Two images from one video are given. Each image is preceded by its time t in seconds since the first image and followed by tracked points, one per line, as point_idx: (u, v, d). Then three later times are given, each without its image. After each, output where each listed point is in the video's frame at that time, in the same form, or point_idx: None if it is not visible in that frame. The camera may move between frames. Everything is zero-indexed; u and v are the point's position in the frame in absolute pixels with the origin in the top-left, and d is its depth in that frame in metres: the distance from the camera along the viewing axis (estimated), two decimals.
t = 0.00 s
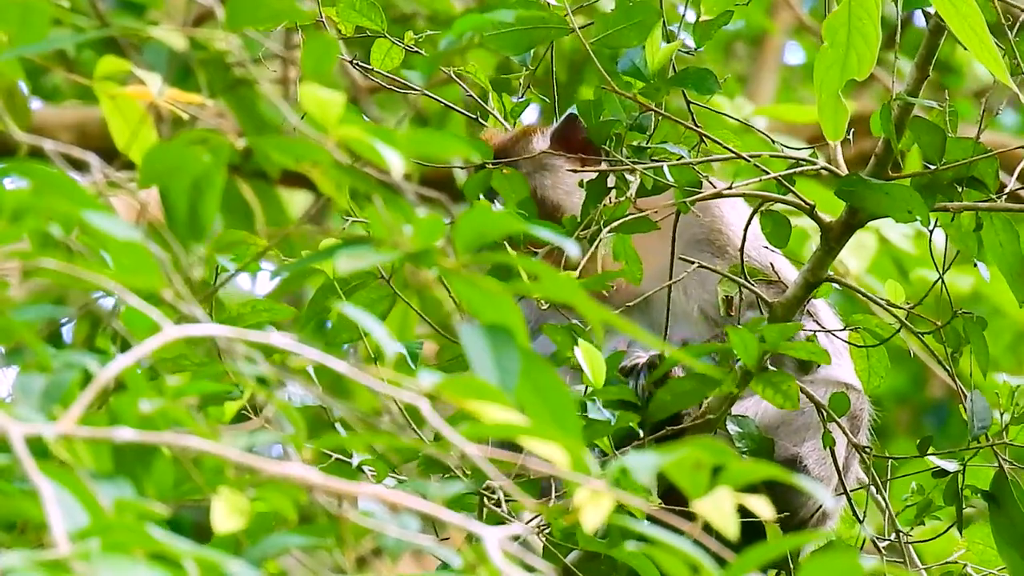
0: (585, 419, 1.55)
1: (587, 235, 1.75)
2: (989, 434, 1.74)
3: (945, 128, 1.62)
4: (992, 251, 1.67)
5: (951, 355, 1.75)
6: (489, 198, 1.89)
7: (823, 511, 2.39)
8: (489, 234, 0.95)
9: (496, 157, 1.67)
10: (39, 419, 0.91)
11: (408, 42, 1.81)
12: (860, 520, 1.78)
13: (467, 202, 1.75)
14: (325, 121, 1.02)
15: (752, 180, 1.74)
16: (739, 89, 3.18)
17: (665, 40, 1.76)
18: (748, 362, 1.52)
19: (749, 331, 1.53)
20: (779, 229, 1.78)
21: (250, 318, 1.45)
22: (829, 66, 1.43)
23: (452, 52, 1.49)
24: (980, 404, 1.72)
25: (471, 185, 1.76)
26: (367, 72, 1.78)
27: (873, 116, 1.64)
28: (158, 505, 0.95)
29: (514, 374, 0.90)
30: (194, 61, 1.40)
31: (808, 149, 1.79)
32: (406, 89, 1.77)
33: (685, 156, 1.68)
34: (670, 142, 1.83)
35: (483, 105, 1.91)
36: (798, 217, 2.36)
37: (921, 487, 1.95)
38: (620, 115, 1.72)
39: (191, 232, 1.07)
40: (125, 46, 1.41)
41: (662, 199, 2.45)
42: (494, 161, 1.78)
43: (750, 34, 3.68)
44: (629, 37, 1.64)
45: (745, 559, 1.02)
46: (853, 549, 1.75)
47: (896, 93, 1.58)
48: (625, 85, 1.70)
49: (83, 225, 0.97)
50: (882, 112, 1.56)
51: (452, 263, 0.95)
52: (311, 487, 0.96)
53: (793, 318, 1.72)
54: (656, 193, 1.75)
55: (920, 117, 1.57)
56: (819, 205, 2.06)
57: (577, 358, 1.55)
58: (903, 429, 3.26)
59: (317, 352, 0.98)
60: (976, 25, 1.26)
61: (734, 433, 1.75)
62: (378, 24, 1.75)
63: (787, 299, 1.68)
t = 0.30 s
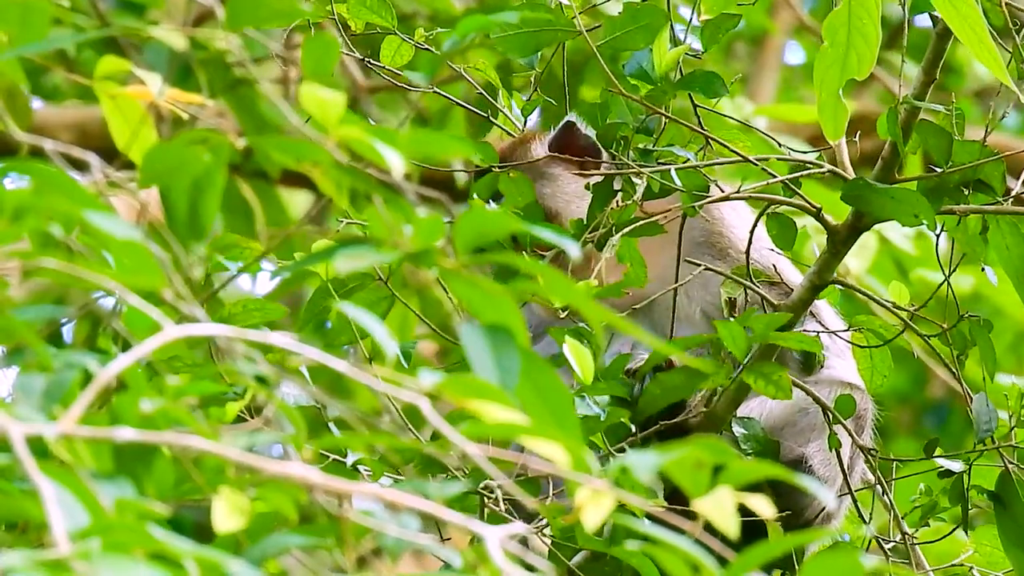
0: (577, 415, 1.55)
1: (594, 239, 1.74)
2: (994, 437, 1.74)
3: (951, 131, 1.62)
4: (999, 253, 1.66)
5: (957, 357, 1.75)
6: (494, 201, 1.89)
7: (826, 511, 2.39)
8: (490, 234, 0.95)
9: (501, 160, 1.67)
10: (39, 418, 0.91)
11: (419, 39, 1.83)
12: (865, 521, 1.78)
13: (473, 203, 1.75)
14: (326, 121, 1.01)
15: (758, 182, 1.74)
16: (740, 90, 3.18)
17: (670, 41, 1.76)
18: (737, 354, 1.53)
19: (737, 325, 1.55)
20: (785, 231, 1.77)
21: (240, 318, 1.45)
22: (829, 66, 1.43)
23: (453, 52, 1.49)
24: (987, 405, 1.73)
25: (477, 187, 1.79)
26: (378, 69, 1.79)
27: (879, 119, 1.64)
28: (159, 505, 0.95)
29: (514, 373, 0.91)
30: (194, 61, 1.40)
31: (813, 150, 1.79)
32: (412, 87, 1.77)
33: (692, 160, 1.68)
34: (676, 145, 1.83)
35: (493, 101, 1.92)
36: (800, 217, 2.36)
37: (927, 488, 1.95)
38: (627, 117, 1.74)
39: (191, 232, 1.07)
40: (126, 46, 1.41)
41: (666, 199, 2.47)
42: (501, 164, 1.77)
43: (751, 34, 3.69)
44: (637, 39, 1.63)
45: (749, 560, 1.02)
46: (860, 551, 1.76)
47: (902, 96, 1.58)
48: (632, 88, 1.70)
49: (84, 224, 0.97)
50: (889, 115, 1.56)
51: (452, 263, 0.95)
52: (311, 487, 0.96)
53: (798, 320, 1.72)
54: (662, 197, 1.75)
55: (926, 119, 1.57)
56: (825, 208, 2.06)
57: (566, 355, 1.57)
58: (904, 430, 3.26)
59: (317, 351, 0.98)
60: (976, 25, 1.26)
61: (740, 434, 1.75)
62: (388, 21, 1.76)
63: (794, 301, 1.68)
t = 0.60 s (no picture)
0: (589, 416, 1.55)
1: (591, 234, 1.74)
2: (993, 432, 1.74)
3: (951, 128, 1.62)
4: (998, 249, 1.66)
5: (955, 353, 1.75)
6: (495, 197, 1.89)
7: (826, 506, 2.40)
8: (490, 233, 0.95)
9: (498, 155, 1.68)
10: (40, 418, 0.91)
11: (411, 49, 1.83)
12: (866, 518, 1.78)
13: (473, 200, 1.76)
14: (326, 120, 1.01)
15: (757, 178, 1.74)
16: (740, 89, 3.18)
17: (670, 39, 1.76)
18: (751, 359, 1.52)
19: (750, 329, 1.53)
20: (784, 228, 1.78)
21: (253, 316, 1.47)
22: (829, 66, 1.43)
23: (453, 51, 1.49)
24: (984, 399, 1.73)
25: (476, 183, 1.77)
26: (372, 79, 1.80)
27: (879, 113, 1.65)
28: (160, 504, 0.95)
29: (515, 373, 0.91)
30: (194, 61, 1.40)
31: (811, 146, 1.79)
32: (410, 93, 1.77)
33: (689, 155, 1.68)
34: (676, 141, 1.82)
35: (488, 110, 1.92)
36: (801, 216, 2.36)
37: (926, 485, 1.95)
38: (624, 114, 1.72)
39: (191, 231, 1.06)
40: (126, 46, 1.41)
41: (666, 197, 2.48)
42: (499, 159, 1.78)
43: (751, 34, 3.69)
44: (633, 35, 1.63)
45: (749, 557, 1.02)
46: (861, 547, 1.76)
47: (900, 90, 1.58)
48: (631, 83, 1.71)
49: (84, 224, 0.97)
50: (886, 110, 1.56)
51: (453, 263, 0.95)
52: (311, 486, 0.96)
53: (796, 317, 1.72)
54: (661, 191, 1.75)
55: (924, 115, 1.57)
56: (823, 205, 2.07)
57: (580, 355, 1.58)
58: (904, 429, 3.26)
59: (318, 351, 0.97)
60: (977, 24, 1.27)
61: (739, 429, 1.75)
62: (382, 32, 1.76)
63: (792, 297, 1.69)
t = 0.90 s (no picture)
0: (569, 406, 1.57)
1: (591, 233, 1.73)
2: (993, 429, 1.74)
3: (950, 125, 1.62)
4: (999, 248, 1.66)
5: (955, 350, 1.75)
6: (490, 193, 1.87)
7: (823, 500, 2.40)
8: (491, 233, 0.95)
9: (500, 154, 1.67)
10: (40, 418, 0.91)
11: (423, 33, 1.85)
12: (864, 515, 1.78)
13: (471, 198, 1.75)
14: (326, 120, 1.01)
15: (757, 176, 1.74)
16: (741, 90, 3.18)
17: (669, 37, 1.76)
18: (727, 345, 1.53)
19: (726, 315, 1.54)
20: (783, 226, 1.78)
21: (232, 313, 1.46)
22: (829, 66, 1.43)
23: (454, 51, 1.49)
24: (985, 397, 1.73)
25: (475, 180, 1.77)
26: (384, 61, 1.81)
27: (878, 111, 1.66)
28: (160, 503, 0.95)
29: (515, 373, 0.91)
30: (194, 61, 1.40)
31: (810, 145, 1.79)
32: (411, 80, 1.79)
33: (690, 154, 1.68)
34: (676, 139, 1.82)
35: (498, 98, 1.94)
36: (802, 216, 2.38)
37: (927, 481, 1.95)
38: (624, 111, 1.70)
39: (191, 231, 1.06)
40: (126, 46, 1.41)
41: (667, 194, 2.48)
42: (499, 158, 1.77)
43: (751, 34, 3.69)
44: (632, 33, 1.65)
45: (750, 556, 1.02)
46: (858, 544, 1.77)
47: (901, 90, 1.58)
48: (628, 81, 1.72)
49: (84, 224, 0.97)
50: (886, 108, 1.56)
51: (453, 263, 0.95)
52: (311, 485, 0.96)
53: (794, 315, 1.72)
54: (660, 189, 1.74)
55: (923, 112, 1.57)
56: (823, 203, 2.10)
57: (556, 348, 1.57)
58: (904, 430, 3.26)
59: (319, 350, 0.98)
60: (977, 24, 1.27)
61: (739, 426, 1.75)
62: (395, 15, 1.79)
63: (791, 296, 1.69)
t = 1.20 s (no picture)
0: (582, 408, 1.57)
1: (580, 226, 1.75)
2: (984, 421, 1.75)
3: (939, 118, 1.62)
4: (987, 239, 1.67)
5: (944, 341, 1.77)
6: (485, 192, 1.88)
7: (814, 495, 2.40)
8: (490, 232, 0.95)
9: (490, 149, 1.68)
10: (40, 418, 0.91)
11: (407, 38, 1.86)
12: (860, 514, 1.79)
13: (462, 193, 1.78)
14: (327, 119, 1.01)
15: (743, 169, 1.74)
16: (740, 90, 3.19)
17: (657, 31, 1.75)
18: (745, 355, 1.52)
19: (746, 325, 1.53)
20: (773, 220, 1.79)
21: (245, 311, 1.48)
22: (830, 66, 1.43)
23: (453, 49, 1.49)
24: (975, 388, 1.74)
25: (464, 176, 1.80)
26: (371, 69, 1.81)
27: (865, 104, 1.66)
28: (161, 503, 0.95)
29: (515, 372, 0.91)
30: (194, 61, 1.41)
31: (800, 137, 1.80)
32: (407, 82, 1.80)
33: (678, 147, 1.69)
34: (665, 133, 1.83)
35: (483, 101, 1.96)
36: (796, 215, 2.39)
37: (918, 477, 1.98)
38: (613, 105, 1.69)
39: (192, 231, 1.05)
40: (126, 46, 1.42)
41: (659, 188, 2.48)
42: (488, 154, 1.78)
43: (750, 34, 3.69)
44: (621, 27, 1.64)
45: (747, 554, 1.02)
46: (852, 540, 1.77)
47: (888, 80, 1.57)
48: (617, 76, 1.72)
49: (85, 223, 0.97)
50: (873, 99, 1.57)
51: (452, 262, 0.95)
52: (312, 485, 0.96)
53: (784, 308, 1.72)
54: (649, 183, 1.75)
55: (911, 104, 1.58)
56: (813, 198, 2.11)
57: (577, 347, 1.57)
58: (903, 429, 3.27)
59: (318, 349, 0.97)
60: (976, 22, 1.27)
61: (730, 420, 1.77)
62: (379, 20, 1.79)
63: (781, 287, 1.69)
